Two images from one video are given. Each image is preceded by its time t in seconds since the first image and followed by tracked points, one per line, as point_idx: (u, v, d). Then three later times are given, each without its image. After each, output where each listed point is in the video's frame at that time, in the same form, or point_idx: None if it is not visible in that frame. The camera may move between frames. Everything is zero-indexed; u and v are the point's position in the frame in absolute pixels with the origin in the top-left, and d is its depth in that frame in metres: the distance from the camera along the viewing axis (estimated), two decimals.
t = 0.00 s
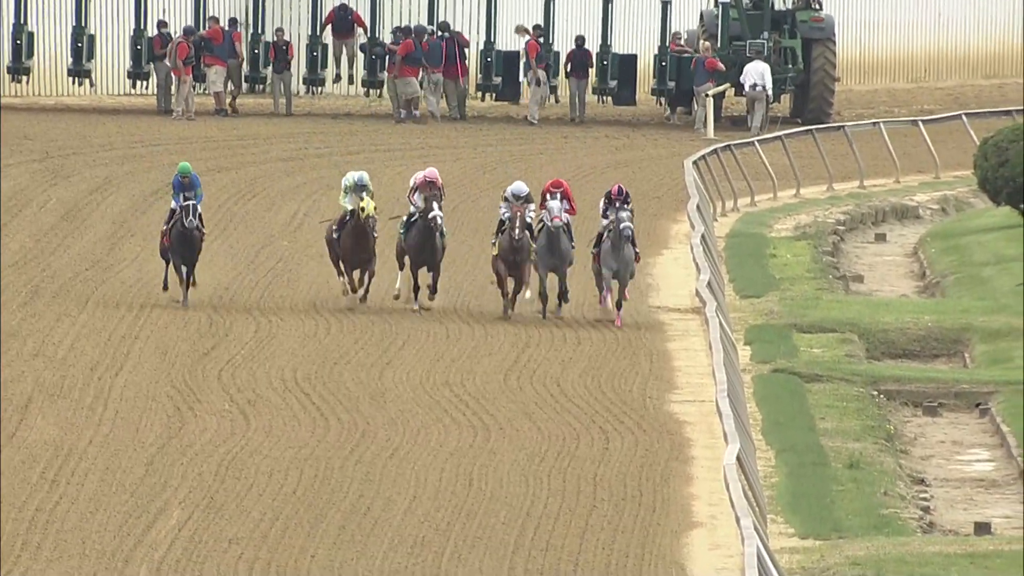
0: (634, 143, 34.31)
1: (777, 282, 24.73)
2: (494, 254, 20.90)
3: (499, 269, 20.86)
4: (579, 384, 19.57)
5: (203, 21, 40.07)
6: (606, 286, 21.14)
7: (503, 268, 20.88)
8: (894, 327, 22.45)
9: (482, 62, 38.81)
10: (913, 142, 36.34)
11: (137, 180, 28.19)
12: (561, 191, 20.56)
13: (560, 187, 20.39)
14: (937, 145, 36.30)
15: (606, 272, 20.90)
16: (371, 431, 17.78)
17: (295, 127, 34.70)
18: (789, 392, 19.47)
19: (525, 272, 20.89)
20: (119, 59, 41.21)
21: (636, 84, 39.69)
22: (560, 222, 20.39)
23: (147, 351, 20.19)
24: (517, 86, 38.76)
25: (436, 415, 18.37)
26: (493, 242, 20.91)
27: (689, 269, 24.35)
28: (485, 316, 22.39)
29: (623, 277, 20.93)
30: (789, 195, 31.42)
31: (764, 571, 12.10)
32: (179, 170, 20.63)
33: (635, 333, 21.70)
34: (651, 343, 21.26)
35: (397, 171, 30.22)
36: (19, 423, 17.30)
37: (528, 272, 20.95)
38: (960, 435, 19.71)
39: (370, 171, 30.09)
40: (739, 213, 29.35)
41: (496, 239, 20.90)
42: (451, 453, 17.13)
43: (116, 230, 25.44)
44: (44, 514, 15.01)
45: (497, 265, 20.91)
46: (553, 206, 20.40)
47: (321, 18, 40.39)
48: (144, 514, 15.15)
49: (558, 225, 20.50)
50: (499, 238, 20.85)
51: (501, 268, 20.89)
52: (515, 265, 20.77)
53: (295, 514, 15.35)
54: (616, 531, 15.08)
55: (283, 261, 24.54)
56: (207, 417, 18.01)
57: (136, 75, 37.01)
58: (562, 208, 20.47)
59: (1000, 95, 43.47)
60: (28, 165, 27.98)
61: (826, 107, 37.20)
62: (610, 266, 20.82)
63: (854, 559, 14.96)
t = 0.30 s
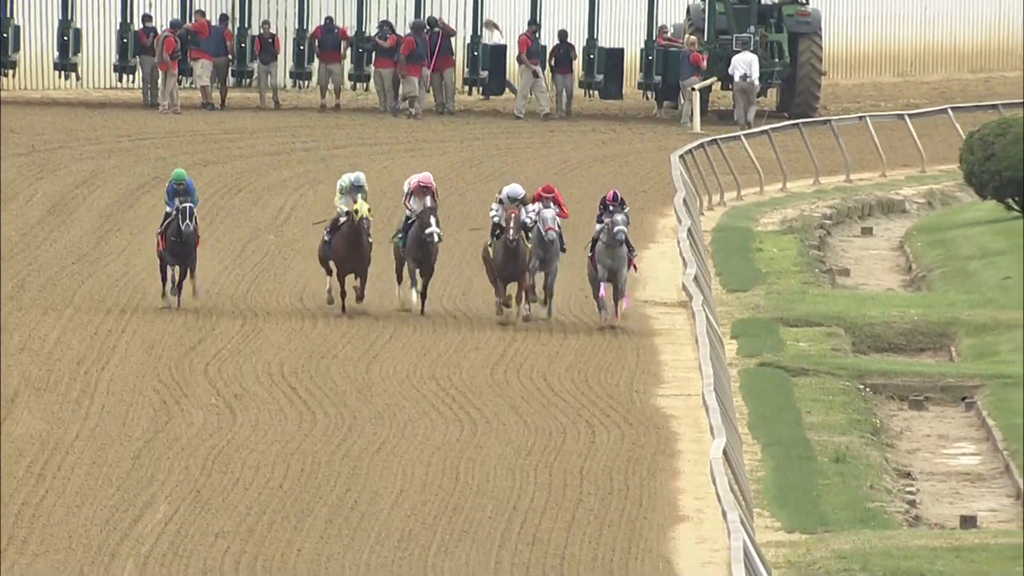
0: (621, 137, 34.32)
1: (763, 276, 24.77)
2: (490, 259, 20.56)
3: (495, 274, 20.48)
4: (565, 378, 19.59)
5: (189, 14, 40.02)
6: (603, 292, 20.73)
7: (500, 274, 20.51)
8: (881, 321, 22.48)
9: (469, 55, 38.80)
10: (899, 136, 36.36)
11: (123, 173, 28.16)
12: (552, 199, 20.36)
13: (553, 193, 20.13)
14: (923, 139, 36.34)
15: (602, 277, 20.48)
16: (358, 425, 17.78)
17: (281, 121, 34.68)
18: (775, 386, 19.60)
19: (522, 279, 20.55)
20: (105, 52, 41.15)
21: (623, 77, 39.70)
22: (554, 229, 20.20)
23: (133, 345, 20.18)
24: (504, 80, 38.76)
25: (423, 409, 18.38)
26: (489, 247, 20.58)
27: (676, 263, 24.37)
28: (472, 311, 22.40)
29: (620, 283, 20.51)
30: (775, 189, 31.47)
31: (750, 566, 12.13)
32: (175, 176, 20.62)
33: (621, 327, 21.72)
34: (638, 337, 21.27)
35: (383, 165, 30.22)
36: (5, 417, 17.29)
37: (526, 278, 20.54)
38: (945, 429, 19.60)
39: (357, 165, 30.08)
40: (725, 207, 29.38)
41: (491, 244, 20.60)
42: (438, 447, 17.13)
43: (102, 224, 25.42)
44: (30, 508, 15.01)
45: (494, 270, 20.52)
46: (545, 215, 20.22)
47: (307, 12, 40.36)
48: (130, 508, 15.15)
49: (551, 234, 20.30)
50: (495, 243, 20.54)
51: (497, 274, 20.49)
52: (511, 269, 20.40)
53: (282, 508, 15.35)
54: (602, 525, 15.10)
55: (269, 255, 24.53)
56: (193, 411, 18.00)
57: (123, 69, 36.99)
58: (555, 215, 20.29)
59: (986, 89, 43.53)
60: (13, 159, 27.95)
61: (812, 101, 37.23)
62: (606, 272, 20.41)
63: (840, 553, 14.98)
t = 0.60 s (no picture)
0: (613, 131, 34.31)
1: (755, 270, 24.78)
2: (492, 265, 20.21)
3: (496, 281, 20.17)
4: (558, 372, 19.59)
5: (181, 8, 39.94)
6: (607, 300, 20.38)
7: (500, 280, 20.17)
8: (874, 314, 22.49)
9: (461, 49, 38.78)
10: (892, 130, 36.37)
11: (116, 167, 28.12)
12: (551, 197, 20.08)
13: (551, 192, 19.87)
14: (915, 132, 36.35)
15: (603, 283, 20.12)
16: (350, 419, 17.77)
17: (274, 115, 34.64)
18: (769, 381, 19.61)
19: (524, 283, 20.15)
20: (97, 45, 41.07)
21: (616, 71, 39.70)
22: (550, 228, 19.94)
23: (126, 339, 20.17)
24: (497, 74, 38.74)
25: (415, 403, 18.38)
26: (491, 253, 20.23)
27: (668, 256, 24.38)
28: (464, 305, 22.40)
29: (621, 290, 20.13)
30: (768, 182, 31.47)
31: (741, 558, 12.21)
32: (175, 178, 20.20)
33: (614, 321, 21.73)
34: (631, 331, 21.27)
35: (376, 159, 30.20)
36: None
37: (526, 284, 20.21)
38: (937, 422, 19.51)
39: (349, 159, 30.07)
40: (718, 201, 29.39)
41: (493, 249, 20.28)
42: (430, 441, 17.13)
43: (94, 218, 25.39)
44: (23, 502, 15.00)
45: (494, 277, 20.21)
46: (543, 210, 19.99)
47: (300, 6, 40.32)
48: (122, 502, 15.14)
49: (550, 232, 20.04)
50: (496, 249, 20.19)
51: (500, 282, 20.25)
52: (512, 276, 20.04)
53: (275, 502, 15.34)
54: (595, 519, 15.09)
55: (262, 249, 24.51)
56: (186, 405, 17.99)
57: (114, 63, 36.94)
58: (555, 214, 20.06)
59: (977, 82, 43.56)
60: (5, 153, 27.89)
61: (805, 95, 37.24)
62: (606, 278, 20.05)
63: (832, 547, 14.99)
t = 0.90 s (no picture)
0: (610, 130, 34.31)
1: (753, 269, 24.79)
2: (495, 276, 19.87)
3: (500, 293, 19.77)
4: (555, 371, 19.59)
5: (179, 8, 39.91)
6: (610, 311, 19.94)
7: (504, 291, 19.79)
8: (871, 314, 22.50)
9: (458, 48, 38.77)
10: (889, 129, 36.36)
11: (113, 166, 28.11)
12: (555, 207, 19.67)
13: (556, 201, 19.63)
14: (912, 131, 36.35)
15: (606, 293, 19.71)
16: (347, 419, 17.76)
17: (271, 114, 34.63)
18: (767, 381, 19.64)
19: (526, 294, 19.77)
20: (95, 44, 41.04)
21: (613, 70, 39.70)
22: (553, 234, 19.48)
23: (123, 338, 20.18)
24: (494, 73, 38.74)
25: (413, 402, 18.39)
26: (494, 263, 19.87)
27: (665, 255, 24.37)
28: (462, 305, 22.41)
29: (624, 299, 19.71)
30: (765, 182, 31.48)
31: (738, 559, 12.35)
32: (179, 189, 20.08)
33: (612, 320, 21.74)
34: (628, 330, 21.28)
35: (373, 158, 30.20)
36: None
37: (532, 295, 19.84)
38: (934, 422, 19.46)
39: (347, 158, 30.06)
40: (716, 200, 29.40)
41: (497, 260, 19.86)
42: (427, 440, 17.12)
43: (92, 217, 25.38)
44: (20, 501, 15.00)
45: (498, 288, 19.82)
46: (546, 215, 19.50)
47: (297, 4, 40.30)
48: (119, 502, 15.14)
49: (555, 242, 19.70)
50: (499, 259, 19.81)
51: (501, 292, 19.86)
52: (517, 286, 19.66)
53: (271, 502, 15.33)
54: (592, 519, 15.09)
55: (259, 248, 24.51)
56: (183, 404, 17.98)
57: (111, 62, 36.92)
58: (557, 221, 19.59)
59: (974, 81, 43.57)
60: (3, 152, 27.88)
61: (802, 95, 37.24)
62: (609, 286, 19.61)
63: (829, 546, 15.01)
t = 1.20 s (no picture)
0: (600, 122, 34.31)
1: (743, 261, 24.81)
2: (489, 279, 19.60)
3: (495, 297, 19.51)
4: (545, 363, 19.60)
5: None
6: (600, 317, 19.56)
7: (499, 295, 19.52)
8: (860, 305, 22.51)
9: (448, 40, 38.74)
10: (878, 120, 36.38)
11: (102, 158, 28.08)
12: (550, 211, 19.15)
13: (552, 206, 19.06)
14: (902, 123, 36.37)
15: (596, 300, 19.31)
16: (337, 410, 17.76)
17: (261, 106, 34.59)
18: (757, 372, 19.67)
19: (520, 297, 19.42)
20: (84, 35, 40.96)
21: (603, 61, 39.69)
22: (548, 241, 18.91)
23: (112, 330, 20.16)
24: (484, 64, 38.71)
25: (402, 394, 18.39)
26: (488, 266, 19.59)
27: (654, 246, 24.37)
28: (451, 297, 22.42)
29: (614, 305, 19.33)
30: (754, 173, 31.50)
31: (727, 550, 12.52)
32: (178, 191, 19.80)
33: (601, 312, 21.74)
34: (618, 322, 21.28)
35: (363, 150, 30.18)
36: None
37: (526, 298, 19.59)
38: (923, 413, 19.45)
39: (336, 149, 30.04)
40: (705, 191, 29.42)
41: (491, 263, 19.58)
42: (417, 432, 17.12)
43: (81, 209, 25.36)
44: (10, 492, 15.00)
45: (492, 291, 19.57)
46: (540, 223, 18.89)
47: None
48: (109, 493, 15.14)
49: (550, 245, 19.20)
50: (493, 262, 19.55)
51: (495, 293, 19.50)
52: (512, 290, 19.42)
53: (261, 493, 15.33)
54: (582, 510, 15.10)
55: (248, 239, 24.49)
56: (173, 395, 17.97)
57: (101, 53, 36.86)
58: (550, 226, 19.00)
59: (964, 73, 43.60)
60: None
61: (792, 86, 37.25)
62: (600, 294, 19.20)
63: (818, 538, 15.07)
